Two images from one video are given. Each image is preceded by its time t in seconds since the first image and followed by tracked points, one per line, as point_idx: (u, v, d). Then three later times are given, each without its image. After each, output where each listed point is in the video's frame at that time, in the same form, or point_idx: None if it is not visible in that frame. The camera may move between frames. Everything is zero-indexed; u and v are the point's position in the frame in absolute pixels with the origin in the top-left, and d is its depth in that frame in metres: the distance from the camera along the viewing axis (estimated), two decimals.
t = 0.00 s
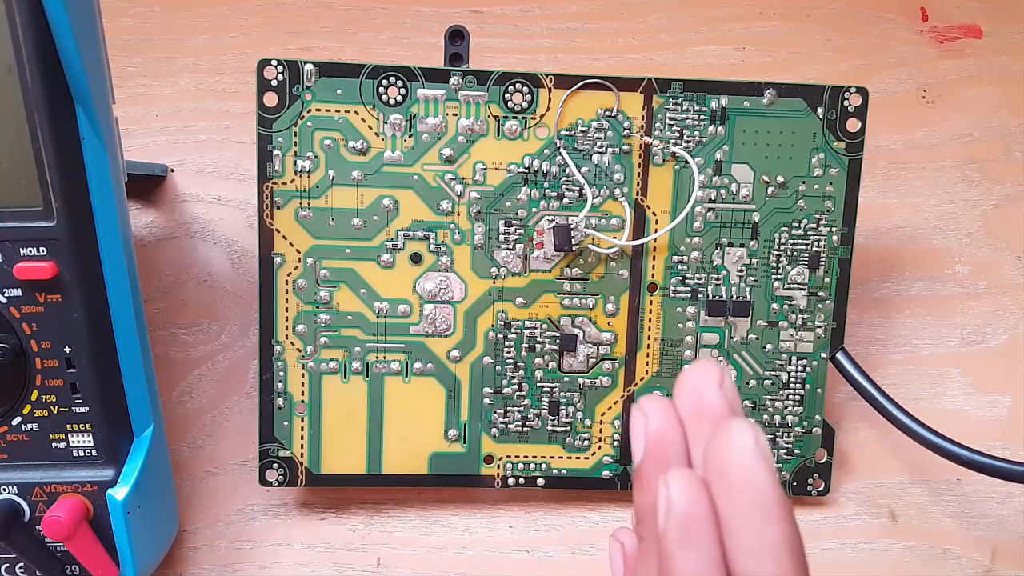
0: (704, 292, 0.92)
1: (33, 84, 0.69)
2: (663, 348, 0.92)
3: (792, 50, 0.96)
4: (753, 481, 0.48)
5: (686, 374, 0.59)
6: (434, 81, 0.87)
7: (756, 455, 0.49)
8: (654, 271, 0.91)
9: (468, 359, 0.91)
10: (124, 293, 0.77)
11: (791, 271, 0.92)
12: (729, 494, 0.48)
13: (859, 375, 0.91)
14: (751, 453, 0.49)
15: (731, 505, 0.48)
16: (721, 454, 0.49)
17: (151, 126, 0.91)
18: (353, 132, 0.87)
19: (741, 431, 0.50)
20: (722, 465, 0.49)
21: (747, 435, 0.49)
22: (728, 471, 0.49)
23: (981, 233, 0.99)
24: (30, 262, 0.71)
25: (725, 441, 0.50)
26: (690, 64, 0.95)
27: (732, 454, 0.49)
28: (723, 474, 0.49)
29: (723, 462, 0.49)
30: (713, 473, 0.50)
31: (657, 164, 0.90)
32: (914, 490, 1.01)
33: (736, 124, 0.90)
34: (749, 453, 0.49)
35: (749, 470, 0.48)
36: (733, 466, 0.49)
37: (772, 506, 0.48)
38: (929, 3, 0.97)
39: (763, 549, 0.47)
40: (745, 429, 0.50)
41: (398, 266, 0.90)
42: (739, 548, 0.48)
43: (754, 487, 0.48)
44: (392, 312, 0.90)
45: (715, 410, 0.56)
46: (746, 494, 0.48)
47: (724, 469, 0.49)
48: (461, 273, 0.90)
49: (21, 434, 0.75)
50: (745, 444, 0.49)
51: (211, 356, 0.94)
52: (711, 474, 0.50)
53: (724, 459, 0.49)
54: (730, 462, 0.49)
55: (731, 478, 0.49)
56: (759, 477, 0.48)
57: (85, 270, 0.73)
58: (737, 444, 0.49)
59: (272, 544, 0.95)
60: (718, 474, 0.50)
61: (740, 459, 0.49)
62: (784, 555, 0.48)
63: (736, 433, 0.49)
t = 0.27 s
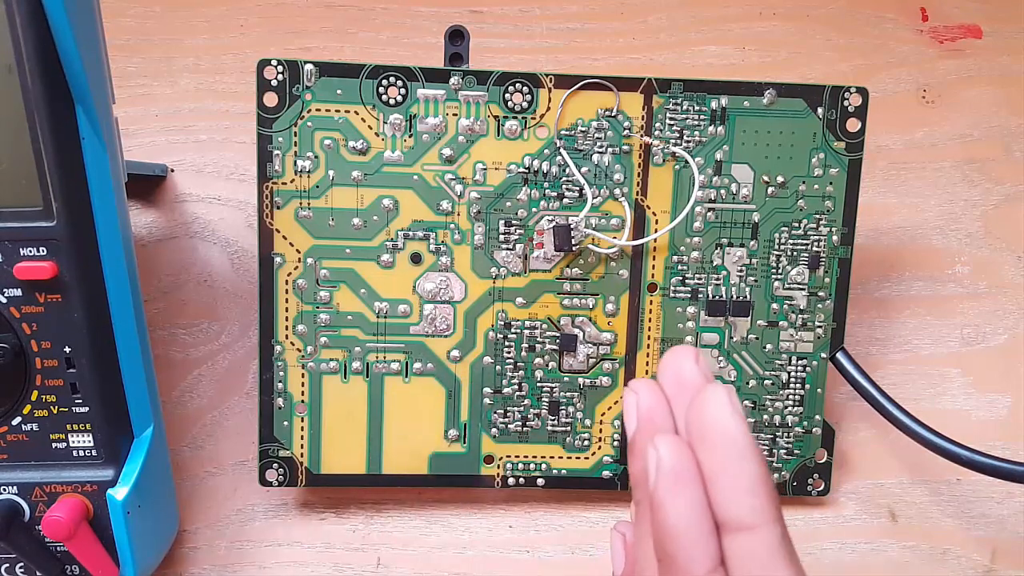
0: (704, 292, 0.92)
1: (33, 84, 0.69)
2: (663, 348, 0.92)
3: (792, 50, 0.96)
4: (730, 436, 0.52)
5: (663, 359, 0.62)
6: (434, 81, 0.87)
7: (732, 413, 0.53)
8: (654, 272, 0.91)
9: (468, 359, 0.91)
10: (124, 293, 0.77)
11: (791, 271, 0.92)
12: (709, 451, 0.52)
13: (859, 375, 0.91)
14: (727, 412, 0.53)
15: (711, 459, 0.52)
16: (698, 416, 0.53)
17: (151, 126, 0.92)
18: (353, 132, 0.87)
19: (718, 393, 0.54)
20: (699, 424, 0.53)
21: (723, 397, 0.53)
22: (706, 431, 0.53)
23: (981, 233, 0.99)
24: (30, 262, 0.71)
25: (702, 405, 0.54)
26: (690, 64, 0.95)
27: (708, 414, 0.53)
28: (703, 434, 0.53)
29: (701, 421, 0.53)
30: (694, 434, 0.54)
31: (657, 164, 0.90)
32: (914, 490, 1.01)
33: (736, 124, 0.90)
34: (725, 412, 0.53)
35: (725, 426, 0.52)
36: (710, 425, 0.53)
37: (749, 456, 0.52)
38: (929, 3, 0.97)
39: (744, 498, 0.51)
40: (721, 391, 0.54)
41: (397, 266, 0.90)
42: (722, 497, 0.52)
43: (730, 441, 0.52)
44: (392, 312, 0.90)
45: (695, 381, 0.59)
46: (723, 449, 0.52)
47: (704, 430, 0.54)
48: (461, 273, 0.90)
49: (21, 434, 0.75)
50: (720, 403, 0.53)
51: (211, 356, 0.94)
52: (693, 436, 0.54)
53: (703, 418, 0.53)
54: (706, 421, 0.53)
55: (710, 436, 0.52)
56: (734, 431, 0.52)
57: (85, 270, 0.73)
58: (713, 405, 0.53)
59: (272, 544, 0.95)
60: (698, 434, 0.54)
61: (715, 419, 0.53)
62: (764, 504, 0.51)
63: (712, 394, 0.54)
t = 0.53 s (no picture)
0: (704, 292, 0.92)
1: (33, 84, 0.69)
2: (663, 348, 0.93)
3: (792, 50, 0.96)
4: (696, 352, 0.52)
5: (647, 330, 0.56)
6: (434, 81, 0.87)
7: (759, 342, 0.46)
8: (654, 271, 0.91)
9: (468, 359, 0.91)
10: (124, 293, 0.77)
11: (791, 271, 0.92)
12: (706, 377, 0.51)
13: (859, 374, 0.91)
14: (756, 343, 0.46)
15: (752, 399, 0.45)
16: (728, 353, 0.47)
17: (151, 126, 0.92)
18: (353, 132, 0.87)
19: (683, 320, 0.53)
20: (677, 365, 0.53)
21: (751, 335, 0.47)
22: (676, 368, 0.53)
23: (981, 233, 0.99)
24: (30, 262, 0.71)
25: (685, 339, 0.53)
26: (690, 64, 0.95)
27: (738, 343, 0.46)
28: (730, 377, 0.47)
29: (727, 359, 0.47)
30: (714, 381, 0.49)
31: (657, 164, 0.90)
32: (914, 490, 1.01)
33: (736, 124, 0.90)
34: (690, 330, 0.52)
35: (764, 361, 0.45)
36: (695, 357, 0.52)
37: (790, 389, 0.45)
38: (929, 3, 0.97)
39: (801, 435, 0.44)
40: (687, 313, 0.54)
41: (397, 266, 0.90)
42: (786, 449, 0.44)
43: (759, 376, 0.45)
44: (392, 312, 0.90)
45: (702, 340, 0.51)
46: (771, 391, 0.44)
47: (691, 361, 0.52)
48: (461, 273, 0.90)
49: (21, 434, 0.75)
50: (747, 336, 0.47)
51: (211, 356, 0.94)
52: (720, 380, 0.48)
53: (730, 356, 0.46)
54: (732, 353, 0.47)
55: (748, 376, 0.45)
56: (778, 376, 0.44)
57: (85, 270, 0.73)
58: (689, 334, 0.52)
59: (272, 544, 0.95)
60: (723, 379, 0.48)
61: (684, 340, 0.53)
62: (833, 442, 0.44)
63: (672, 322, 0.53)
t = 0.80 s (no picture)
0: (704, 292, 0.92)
1: (33, 84, 0.69)
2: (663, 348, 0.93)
3: (792, 50, 0.96)
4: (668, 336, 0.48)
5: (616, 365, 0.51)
6: (434, 81, 0.87)
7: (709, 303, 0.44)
8: (654, 271, 0.91)
9: (468, 359, 0.91)
10: (124, 293, 0.77)
11: (791, 271, 0.92)
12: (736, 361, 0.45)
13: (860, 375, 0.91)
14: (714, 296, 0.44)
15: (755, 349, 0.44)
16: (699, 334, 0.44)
17: (151, 126, 0.91)
18: (353, 132, 0.87)
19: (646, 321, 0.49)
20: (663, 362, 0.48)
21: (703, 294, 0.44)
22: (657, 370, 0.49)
23: (981, 233, 0.99)
24: (30, 262, 0.71)
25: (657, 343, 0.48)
26: (690, 64, 0.95)
27: (699, 321, 0.43)
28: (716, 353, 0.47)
29: (705, 335, 0.44)
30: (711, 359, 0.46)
31: (657, 164, 0.90)
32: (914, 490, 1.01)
33: (736, 124, 0.90)
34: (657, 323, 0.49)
35: (725, 308, 0.43)
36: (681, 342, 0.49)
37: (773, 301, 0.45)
38: (929, 3, 0.97)
39: (821, 340, 0.44)
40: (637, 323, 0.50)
41: (397, 266, 0.90)
42: (786, 340, 0.43)
43: (734, 322, 0.43)
44: (392, 312, 0.90)
45: (673, 337, 0.47)
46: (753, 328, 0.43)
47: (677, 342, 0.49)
48: (461, 273, 0.90)
49: (21, 434, 0.75)
50: (702, 306, 0.44)
51: (211, 356, 0.94)
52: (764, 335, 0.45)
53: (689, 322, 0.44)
54: (705, 331, 0.44)
55: (732, 328, 0.43)
56: (724, 305, 0.44)
57: (85, 269, 0.73)
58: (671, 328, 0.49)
59: (272, 544, 0.95)
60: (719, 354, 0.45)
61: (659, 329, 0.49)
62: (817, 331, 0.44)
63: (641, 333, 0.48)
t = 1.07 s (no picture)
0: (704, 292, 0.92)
1: (33, 84, 0.69)
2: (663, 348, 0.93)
3: (792, 50, 0.96)
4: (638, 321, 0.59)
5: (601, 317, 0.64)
6: (434, 81, 0.87)
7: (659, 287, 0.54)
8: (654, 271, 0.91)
9: (468, 359, 0.91)
10: (124, 293, 0.77)
11: (791, 271, 0.92)
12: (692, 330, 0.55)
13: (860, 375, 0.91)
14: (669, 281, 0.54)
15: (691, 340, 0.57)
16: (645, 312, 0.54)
17: (151, 126, 0.92)
18: (353, 132, 0.87)
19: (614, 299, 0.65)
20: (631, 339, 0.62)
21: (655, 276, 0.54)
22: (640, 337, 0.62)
23: (981, 233, 0.99)
24: (30, 262, 0.71)
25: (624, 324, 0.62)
26: (690, 64, 0.95)
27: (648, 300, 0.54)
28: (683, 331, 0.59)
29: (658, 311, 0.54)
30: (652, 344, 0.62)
31: (657, 164, 0.90)
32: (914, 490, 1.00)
33: (736, 124, 0.90)
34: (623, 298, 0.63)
35: (669, 287, 0.54)
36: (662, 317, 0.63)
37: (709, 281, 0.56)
38: (929, 3, 0.97)
39: (746, 312, 0.54)
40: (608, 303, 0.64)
41: (397, 266, 0.90)
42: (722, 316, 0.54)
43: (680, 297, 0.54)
44: (392, 312, 0.90)
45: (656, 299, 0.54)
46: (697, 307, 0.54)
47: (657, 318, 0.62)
48: (461, 273, 0.90)
49: (21, 434, 0.75)
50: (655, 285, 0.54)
51: (211, 356, 0.94)
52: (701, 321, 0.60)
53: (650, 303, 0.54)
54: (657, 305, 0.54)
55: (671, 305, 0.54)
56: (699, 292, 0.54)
57: (85, 269, 0.73)
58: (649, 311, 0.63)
59: (272, 544, 0.95)
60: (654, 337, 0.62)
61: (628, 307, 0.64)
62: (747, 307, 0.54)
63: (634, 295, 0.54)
